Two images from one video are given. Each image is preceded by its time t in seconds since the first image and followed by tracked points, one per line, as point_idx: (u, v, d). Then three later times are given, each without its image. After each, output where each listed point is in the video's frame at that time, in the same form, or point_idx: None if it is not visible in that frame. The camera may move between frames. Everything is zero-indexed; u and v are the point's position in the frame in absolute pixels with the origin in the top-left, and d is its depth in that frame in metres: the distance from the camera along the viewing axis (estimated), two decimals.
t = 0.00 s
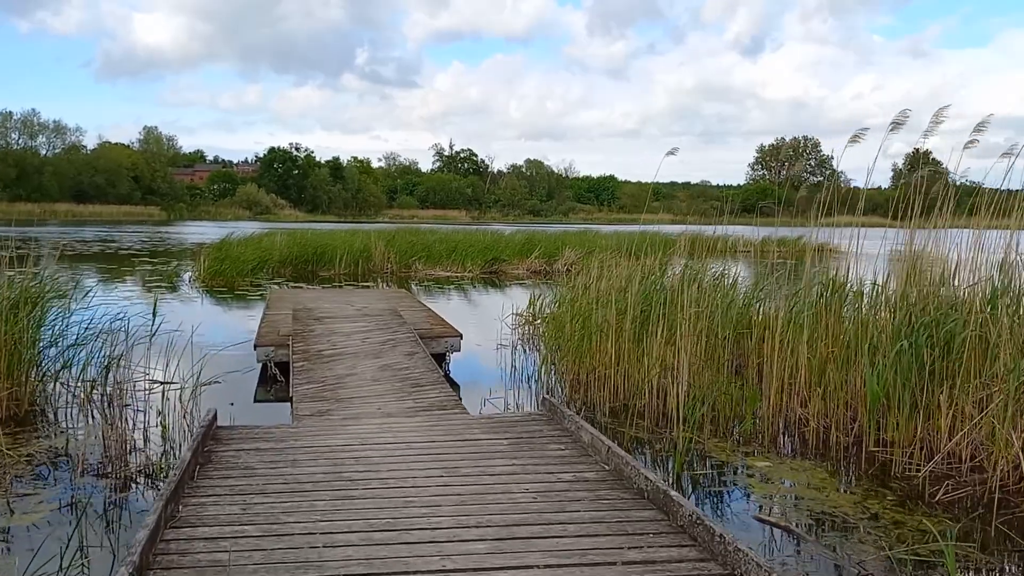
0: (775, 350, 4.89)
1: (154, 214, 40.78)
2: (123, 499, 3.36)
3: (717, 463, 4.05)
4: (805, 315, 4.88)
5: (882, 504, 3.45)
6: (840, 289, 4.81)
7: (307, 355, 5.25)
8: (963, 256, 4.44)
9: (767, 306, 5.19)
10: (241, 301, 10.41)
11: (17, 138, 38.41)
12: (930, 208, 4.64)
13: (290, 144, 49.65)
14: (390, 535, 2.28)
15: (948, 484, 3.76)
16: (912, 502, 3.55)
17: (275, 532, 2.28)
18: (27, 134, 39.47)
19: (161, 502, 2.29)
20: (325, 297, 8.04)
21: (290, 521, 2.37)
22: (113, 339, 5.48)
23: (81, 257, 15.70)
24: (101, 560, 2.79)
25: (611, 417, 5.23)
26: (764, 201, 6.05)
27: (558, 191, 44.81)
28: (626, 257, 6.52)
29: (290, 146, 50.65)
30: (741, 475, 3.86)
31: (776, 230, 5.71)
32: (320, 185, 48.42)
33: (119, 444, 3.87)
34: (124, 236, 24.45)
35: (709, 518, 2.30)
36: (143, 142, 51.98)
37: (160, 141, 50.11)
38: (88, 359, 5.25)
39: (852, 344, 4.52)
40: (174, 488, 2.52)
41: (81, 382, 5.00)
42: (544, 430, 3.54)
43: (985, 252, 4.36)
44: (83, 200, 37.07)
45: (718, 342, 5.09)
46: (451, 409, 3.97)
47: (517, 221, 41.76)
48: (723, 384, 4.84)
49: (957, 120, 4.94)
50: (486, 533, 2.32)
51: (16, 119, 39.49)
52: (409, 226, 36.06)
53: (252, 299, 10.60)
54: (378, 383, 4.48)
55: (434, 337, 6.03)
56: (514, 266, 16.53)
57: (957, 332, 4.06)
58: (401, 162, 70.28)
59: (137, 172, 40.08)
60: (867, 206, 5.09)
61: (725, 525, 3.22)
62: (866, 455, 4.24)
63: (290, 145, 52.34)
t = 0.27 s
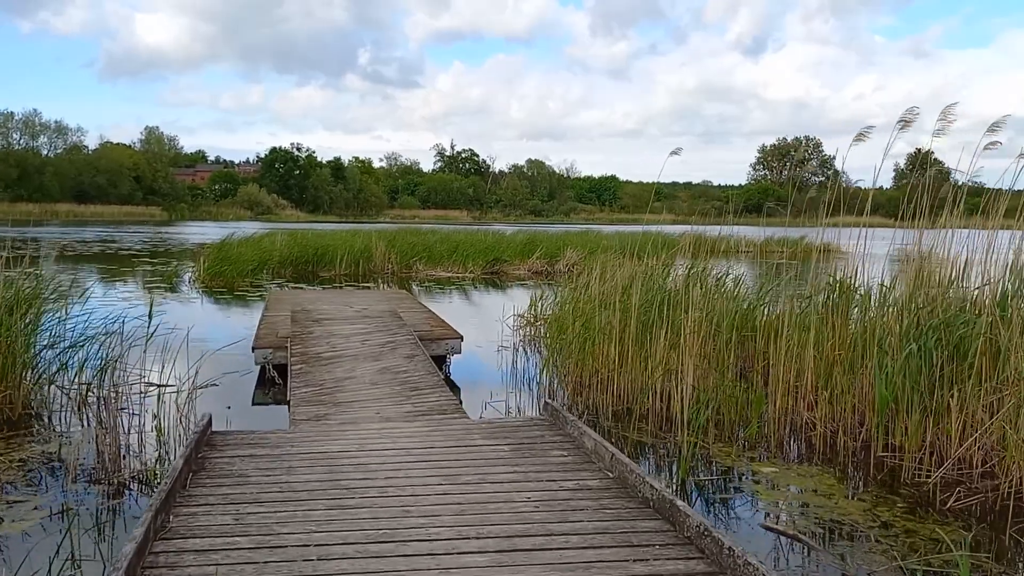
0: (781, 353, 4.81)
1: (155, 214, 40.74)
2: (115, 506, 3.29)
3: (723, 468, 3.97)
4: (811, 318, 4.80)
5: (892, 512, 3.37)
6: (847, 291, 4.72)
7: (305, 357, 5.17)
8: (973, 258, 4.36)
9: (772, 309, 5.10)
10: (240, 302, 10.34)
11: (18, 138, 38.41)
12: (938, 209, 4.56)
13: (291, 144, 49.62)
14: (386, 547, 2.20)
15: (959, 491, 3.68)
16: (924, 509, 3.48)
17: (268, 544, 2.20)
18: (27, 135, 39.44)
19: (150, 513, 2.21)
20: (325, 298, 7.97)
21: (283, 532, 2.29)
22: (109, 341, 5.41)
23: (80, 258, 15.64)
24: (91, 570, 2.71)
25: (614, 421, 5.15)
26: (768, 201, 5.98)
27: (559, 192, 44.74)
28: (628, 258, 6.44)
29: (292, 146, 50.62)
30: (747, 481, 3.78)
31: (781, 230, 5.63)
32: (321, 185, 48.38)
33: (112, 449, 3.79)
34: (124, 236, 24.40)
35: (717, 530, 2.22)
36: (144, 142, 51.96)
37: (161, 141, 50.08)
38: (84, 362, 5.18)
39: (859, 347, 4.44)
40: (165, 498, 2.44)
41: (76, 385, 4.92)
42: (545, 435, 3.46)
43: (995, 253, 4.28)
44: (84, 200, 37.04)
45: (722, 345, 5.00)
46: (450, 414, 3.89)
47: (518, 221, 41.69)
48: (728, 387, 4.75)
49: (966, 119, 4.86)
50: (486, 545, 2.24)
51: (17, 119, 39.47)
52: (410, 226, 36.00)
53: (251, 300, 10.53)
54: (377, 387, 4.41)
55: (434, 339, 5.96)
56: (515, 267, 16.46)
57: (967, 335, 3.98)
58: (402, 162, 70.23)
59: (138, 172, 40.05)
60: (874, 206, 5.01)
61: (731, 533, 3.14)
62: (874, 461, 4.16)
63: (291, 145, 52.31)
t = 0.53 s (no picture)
0: (789, 354, 4.75)
1: (157, 215, 40.76)
2: (115, 509, 3.24)
3: (731, 471, 3.91)
4: (820, 318, 4.73)
5: (905, 517, 3.31)
6: (857, 291, 4.66)
7: (308, 358, 5.12)
8: (985, 257, 4.30)
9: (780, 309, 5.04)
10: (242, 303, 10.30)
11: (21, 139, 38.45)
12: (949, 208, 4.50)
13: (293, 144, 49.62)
14: (391, 553, 2.15)
15: (972, 494, 3.62)
16: (937, 513, 3.42)
17: (270, 550, 2.14)
18: (30, 136, 39.46)
19: (149, 518, 2.16)
20: (327, 299, 7.92)
21: (285, 538, 2.24)
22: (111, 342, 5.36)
23: (83, 258, 15.61)
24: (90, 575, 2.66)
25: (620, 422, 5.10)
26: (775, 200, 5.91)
27: (562, 192, 44.70)
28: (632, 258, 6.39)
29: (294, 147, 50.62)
30: (756, 484, 3.72)
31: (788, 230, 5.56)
32: (323, 186, 48.38)
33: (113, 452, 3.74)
34: (127, 237, 24.39)
35: (731, 536, 2.16)
36: (146, 143, 52.00)
37: (163, 142, 50.08)
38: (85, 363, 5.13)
39: (869, 348, 4.37)
40: (165, 502, 2.39)
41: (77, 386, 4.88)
42: (552, 438, 3.41)
43: (1007, 253, 4.21)
44: (86, 201, 37.05)
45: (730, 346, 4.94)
46: (455, 415, 3.84)
47: (520, 221, 41.63)
48: (736, 388, 4.69)
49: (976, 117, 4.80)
50: (493, 551, 2.18)
51: (20, 120, 39.51)
52: (412, 227, 35.97)
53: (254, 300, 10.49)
54: (380, 388, 4.36)
55: (437, 340, 5.91)
56: (518, 267, 16.41)
57: (980, 336, 3.91)
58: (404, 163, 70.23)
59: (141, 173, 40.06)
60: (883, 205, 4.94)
61: (743, 537, 3.08)
62: (884, 463, 4.10)
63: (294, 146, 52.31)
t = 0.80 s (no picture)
0: (801, 355, 4.68)
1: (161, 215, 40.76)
2: (119, 513, 3.18)
3: (744, 474, 3.85)
4: (832, 318, 4.67)
5: (923, 522, 3.25)
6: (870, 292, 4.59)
7: (313, 359, 5.07)
8: (1000, 257, 4.23)
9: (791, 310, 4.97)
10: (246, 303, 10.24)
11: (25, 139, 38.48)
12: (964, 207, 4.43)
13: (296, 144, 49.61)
14: (402, 560, 2.09)
15: (990, 498, 3.55)
16: (955, 518, 3.36)
17: (278, 556, 2.09)
18: (34, 136, 39.48)
19: (154, 524, 2.10)
20: (332, 299, 7.87)
21: (294, 544, 2.18)
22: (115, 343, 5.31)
23: (86, 258, 15.57)
24: None
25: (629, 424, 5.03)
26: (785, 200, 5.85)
27: (565, 192, 44.65)
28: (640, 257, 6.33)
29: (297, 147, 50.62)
30: (770, 487, 3.65)
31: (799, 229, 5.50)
32: (326, 186, 48.36)
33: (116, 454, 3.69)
34: (130, 237, 24.36)
35: (752, 543, 2.10)
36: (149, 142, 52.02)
37: (167, 142, 50.08)
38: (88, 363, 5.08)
39: (883, 349, 4.31)
40: (170, 507, 2.34)
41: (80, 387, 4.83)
42: (563, 440, 3.35)
43: None
44: (90, 201, 37.06)
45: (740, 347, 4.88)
46: (463, 418, 3.78)
47: (523, 221, 41.59)
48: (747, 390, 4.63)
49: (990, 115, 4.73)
50: (506, 558, 2.12)
51: (24, 120, 39.53)
52: (415, 227, 35.94)
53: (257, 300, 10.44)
54: (387, 390, 4.30)
55: (443, 341, 5.85)
56: (522, 267, 16.37)
57: (996, 337, 3.85)
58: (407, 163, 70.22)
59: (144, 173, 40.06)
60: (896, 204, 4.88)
61: (758, 542, 3.02)
62: (899, 466, 4.04)
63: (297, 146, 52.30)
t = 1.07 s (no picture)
0: (817, 356, 4.59)
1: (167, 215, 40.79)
2: (124, 518, 3.12)
3: (761, 479, 3.76)
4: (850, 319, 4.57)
5: (947, 528, 3.16)
6: (888, 292, 4.50)
7: (320, 360, 5.00)
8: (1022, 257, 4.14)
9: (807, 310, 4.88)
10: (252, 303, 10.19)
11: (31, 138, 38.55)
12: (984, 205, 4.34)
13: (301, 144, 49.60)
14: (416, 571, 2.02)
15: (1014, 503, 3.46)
16: (979, 524, 3.27)
17: (288, 566, 2.02)
18: (40, 135, 39.54)
19: (161, 533, 2.04)
20: (338, 299, 7.81)
21: (304, 553, 2.11)
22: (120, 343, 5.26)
23: (91, 258, 15.53)
24: None
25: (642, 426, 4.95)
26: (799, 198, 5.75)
27: (570, 191, 44.57)
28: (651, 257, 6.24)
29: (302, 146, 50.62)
30: (788, 492, 3.57)
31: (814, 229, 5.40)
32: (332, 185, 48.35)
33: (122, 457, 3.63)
34: (136, 236, 24.35)
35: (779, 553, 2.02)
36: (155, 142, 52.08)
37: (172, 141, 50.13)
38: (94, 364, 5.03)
39: (902, 350, 4.22)
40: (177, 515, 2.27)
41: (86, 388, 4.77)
42: (576, 444, 3.27)
43: None
44: (96, 201, 37.11)
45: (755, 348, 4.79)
46: (474, 420, 3.71)
47: (529, 220, 41.51)
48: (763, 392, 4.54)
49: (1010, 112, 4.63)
50: (523, 569, 2.05)
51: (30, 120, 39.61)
52: (421, 226, 35.90)
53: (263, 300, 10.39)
54: (396, 391, 4.23)
55: (452, 341, 5.78)
56: (529, 266, 16.29)
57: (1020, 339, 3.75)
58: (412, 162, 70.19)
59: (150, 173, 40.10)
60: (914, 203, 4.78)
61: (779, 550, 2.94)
62: (919, 470, 3.95)
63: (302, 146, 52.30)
